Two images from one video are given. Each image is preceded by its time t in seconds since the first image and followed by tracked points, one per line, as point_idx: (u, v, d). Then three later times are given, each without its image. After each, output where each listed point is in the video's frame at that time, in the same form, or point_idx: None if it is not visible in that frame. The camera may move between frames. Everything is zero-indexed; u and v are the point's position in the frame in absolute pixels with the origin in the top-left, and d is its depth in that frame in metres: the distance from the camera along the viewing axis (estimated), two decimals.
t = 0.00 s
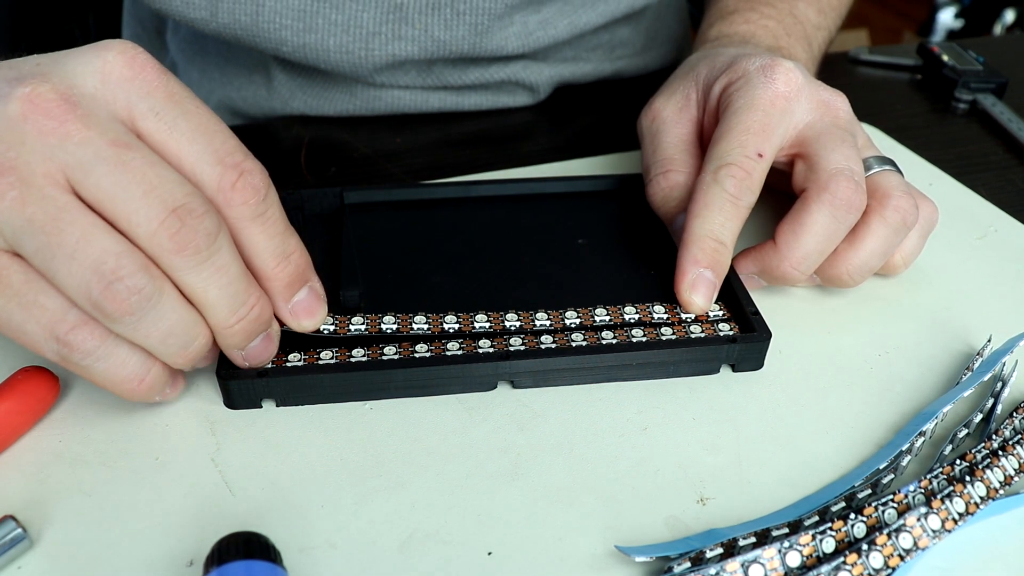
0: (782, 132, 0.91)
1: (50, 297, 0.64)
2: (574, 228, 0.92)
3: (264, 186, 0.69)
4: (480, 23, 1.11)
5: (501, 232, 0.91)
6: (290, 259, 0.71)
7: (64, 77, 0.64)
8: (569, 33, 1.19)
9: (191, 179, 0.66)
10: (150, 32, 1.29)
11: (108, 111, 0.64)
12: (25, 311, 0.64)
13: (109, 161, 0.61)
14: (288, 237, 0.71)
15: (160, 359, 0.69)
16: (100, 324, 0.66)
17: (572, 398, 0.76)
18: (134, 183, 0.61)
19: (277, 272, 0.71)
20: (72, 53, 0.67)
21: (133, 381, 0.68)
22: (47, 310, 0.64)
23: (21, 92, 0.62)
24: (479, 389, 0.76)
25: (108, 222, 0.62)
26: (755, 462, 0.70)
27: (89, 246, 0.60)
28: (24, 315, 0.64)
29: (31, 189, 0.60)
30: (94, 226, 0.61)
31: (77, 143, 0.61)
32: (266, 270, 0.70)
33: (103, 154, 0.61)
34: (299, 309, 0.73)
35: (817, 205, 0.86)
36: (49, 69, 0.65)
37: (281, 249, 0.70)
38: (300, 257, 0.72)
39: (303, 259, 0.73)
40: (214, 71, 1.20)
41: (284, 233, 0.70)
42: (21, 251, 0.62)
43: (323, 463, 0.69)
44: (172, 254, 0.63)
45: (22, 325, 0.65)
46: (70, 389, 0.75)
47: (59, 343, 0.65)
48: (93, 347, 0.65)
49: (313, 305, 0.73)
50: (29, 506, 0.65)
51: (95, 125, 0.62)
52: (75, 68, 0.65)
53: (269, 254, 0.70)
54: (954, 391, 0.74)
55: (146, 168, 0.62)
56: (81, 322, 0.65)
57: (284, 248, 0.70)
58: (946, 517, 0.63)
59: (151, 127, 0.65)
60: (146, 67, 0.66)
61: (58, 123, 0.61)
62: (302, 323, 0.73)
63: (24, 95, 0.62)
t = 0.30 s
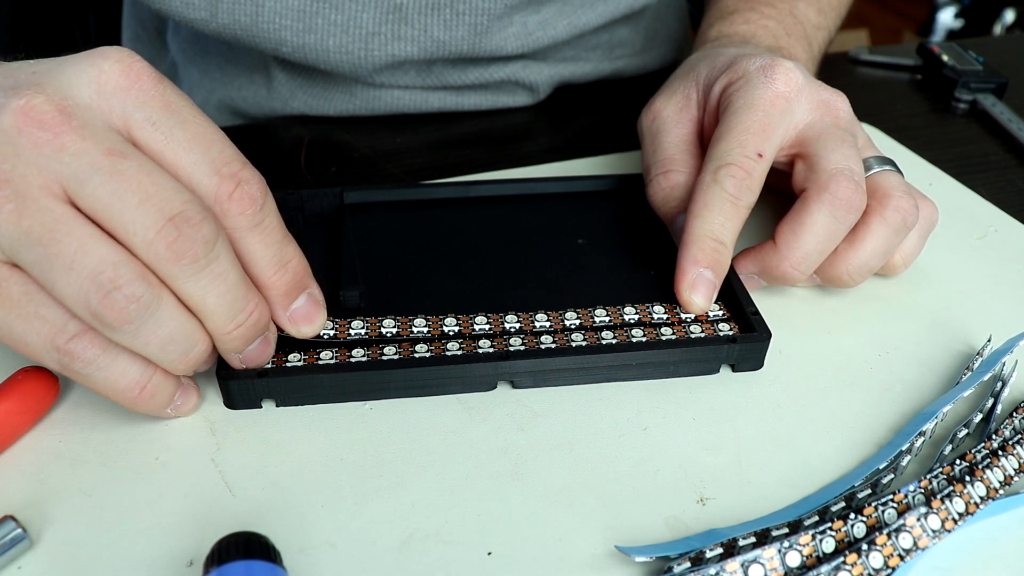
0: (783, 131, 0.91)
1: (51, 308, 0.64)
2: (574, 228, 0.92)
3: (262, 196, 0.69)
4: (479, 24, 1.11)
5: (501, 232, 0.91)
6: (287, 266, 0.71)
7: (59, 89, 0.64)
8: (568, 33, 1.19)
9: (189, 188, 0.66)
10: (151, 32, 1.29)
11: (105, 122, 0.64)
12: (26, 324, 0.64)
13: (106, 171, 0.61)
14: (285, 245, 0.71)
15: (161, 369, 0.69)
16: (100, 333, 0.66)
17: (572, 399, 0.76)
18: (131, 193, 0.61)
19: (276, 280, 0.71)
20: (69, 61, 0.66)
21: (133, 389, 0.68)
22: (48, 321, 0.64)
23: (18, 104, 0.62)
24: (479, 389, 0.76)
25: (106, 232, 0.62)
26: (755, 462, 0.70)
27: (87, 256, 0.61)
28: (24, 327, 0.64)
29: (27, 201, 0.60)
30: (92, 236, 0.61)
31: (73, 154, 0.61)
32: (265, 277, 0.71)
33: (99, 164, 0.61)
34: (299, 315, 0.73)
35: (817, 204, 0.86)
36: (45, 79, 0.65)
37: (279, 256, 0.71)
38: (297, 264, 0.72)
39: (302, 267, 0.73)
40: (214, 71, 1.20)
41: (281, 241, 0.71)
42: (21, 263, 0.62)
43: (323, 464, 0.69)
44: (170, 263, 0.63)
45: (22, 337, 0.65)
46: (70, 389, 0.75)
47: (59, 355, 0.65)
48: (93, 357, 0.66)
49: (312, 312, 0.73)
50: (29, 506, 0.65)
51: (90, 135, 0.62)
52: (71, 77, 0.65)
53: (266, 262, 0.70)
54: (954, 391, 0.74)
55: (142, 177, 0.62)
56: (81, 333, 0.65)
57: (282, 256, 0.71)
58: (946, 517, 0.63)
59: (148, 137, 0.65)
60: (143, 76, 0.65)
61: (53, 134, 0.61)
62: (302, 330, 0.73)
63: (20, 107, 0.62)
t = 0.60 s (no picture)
0: (783, 132, 0.91)
1: (51, 311, 0.64)
2: (574, 229, 0.92)
3: (264, 201, 0.69)
4: (479, 24, 1.11)
5: (501, 232, 0.91)
6: (288, 271, 0.71)
7: (60, 94, 0.64)
8: (569, 34, 1.19)
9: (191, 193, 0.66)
10: (151, 32, 1.29)
11: (107, 126, 0.64)
12: (26, 327, 0.64)
13: (107, 176, 0.61)
14: (287, 250, 0.71)
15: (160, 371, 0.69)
16: (101, 336, 0.66)
17: (571, 399, 0.76)
18: (132, 197, 0.61)
19: (277, 285, 0.71)
20: (70, 64, 0.66)
21: (133, 392, 0.68)
22: (48, 324, 0.64)
23: (19, 110, 0.62)
24: (479, 389, 0.76)
25: (108, 234, 0.62)
26: (755, 462, 0.70)
27: (90, 259, 0.61)
28: (24, 329, 0.64)
29: (29, 205, 0.60)
30: (94, 239, 0.61)
31: (74, 158, 0.61)
32: (266, 282, 0.71)
33: (100, 169, 0.61)
34: (299, 320, 0.73)
35: (817, 204, 0.86)
36: (47, 83, 0.65)
37: (281, 261, 0.71)
38: (298, 269, 0.72)
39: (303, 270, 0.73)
40: (215, 71, 1.20)
41: (283, 246, 0.71)
42: (21, 266, 0.62)
43: (323, 463, 0.69)
44: (171, 267, 0.62)
45: (22, 340, 0.65)
46: (70, 389, 0.75)
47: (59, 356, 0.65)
48: (94, 360, 0.66)
49: (312, 316, 0.73)
50: (29, 506, 0.65)
51: (91, 140, 0.62)
52: (72, 81, 0.65)
53: (267, 267, 0.70)
54: (955, 391, 0.74)
55: (143, 181, 0.62)
56: (82, 335, 0.65)
57: (283, 261, 0.71)
58: (946, 517, 0.63)
59: (150, 142, 0.65)
60: (146, 81, 0.65)
61: (54, 140, 0.61)
62: (302, 333, 0.73)
63: (22, 113, 0.62)
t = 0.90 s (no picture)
0: (783, 132, 0.91)
1: (50, 311, 0.64)
2: (574, 229, 0.92)
3: (264, 203, 0.69)
4: (479, 24, 1.11)
5: (501, 232, 0.91)
6: (289, 274, 0.71)
7: (61, 95, 0.64)
8: (568, 34, 1.19)
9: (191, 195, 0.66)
10: (151, 32, 1.30)
11: (108, 127, 0.64)
12: (25, 327, 0.64)
13: (107, 178, 0.61)
14: (287, 253, 0.71)
15: (159, 372, 0.69)
16: (100, 336, 0.66)
17: (571, 399, 0.76)
18: (132, 199, 0.61)
19: (277, 287, 0.71)
20: (71, 64, 0.66)
21: (132, 392, 0.68)
22: (47, 325, 0.64)
23: (20, 110, 0.62)
24: (479, 389, 0.76)
25: (107, 236, 0.62)
26: (755, 462, 0.70)
27: (89, 260, 0.61)
28: (23, 329, 0.64)
29: (29, 205, 0.60)
30: (93, 240, 0.61)
31: (74, 159, 0.61)
32: (266, 284, 0.71)
33: (100, 170, 0.61)
34: (299, 322, 0.73)
35: (817, 204, 0.86)
36: (48, 83, 0.65)
37: (281, 264, 0.71)
38: (299, 271, 0.72)
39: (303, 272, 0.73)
40: (215, 70, 1.20)
41: (283, 249, 0.71)
42: (21, 266, 0.62)
43: (323, 463, 0.69)
44: (170, 269, 0.62)
45: (20, 339, 0.65)
46: (70, 389, 0.75)
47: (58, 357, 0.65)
48: (93, 360, 0.66)
49: (312, 317, 0.73)
50: (29, 506, 0.65)
51: (91, 141, 0.62)
52: (73, 81, 0.65)
53: (267, 270, 0.70)
54: (955, 391, 0.74)
55: (143, 183, 0.62)
56: (80, 335, 0.65)
57: (283, 264, 0.71)
58: (946, 517, 0.63)
59: (151, 144, 0.65)
60: (147, 82, 0.65)
61: (55, 141, 0.61)
62: (302, 335, 0.73)
63: (22, 113, 0.62)
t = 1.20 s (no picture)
0: (783, 132, 0.91)
1: (47, 310, 0.64)
2: (573, 229, 0.92)
3: (263, 205, 0.69)
4: (479, 24, 1.11)
5: (501, 232, 0.91)
6: (287, 275, 0.71)
7: (60, 96, 0.64)
8: (568, 34, 1.19)
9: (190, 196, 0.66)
10: (151, 31, 1.30)
11: (106, 128, 0.64)
12: (23, 326, 0.64)
13: (103, 178, 0.61)
14: (286, 254, 0.71)
15: (156, 372, 0.69)
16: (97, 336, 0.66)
17: (571, 399, 0.76)
18: (127, 200, 0.61)
19: (275, 289, 0.71)
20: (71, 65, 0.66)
21: (129, 391, 0.68)
22: (44, 324, 0.64)
23: (18, 111, 0.62)
24: (479, 389, 0.76)
25: (103, 236, 0.62)
26: (755, 462, 0.70)
27: (85, 260, 0.61)
28: (20, 328, 0.65)
29: (27, 206, 0.60)
30: (89, 240, 0.61)
31: (71, 160, 0.61)
32: (265, 285, 0.71)
33: (96, 171, 0.61)
34: (299, 323, 0.72)
35: (817, 204, 0.86)
36: (47, 84, 0.65)
37: (279, 265, 0.70)
38: (297, 273, 0.72)
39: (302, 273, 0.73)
40: (216, 70, 1.20)
41: (282, 250, 0.71)
42: (19, 266, 0.63)
43: (323, 463, 0.69)
44: (166, 270, 0.62)
45: (18, 338, 0.65)
46: (70, 389, 0.75)
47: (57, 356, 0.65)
48: (89, 360, 0.66)
49: (312, 318, 0.73)
50: (29, 506, 0.65)
51: (89, 142, 0.62)
52: (72, 82, 0.64)
53: (266, 271, 0.70)
54: (955, 391, 0.74)
55: (140, 184, 0.62)
56: (78, 334, 0.65)
57: (282, 265, 0.71)
58: (946, 517, 0.63)
59: (150, 145, 0.65)
60: (147, 84, 0.65)
61: (54, 142, 0.61)
62: (302, 337, 0.73)
63: (21, 113, 0.62)
